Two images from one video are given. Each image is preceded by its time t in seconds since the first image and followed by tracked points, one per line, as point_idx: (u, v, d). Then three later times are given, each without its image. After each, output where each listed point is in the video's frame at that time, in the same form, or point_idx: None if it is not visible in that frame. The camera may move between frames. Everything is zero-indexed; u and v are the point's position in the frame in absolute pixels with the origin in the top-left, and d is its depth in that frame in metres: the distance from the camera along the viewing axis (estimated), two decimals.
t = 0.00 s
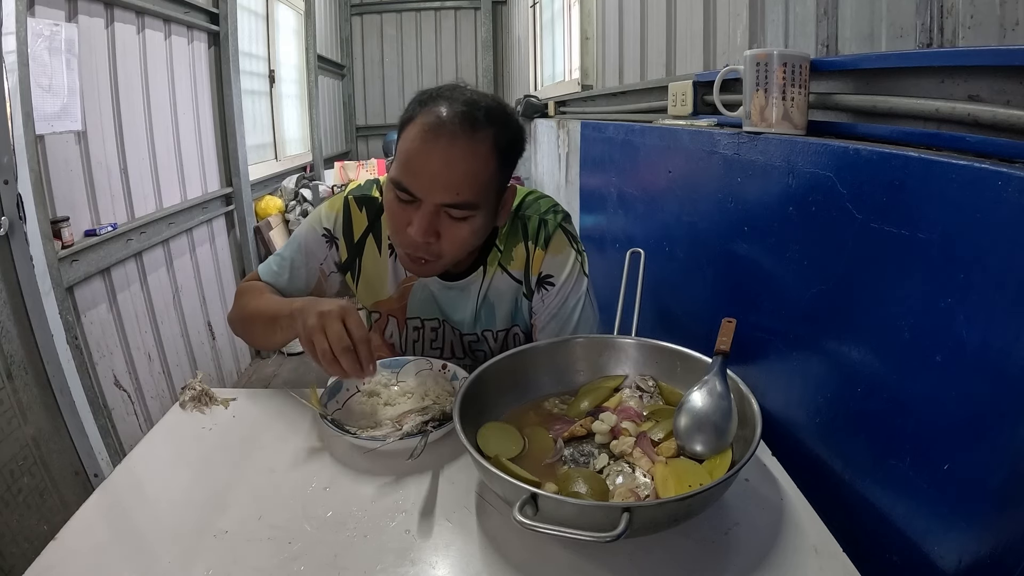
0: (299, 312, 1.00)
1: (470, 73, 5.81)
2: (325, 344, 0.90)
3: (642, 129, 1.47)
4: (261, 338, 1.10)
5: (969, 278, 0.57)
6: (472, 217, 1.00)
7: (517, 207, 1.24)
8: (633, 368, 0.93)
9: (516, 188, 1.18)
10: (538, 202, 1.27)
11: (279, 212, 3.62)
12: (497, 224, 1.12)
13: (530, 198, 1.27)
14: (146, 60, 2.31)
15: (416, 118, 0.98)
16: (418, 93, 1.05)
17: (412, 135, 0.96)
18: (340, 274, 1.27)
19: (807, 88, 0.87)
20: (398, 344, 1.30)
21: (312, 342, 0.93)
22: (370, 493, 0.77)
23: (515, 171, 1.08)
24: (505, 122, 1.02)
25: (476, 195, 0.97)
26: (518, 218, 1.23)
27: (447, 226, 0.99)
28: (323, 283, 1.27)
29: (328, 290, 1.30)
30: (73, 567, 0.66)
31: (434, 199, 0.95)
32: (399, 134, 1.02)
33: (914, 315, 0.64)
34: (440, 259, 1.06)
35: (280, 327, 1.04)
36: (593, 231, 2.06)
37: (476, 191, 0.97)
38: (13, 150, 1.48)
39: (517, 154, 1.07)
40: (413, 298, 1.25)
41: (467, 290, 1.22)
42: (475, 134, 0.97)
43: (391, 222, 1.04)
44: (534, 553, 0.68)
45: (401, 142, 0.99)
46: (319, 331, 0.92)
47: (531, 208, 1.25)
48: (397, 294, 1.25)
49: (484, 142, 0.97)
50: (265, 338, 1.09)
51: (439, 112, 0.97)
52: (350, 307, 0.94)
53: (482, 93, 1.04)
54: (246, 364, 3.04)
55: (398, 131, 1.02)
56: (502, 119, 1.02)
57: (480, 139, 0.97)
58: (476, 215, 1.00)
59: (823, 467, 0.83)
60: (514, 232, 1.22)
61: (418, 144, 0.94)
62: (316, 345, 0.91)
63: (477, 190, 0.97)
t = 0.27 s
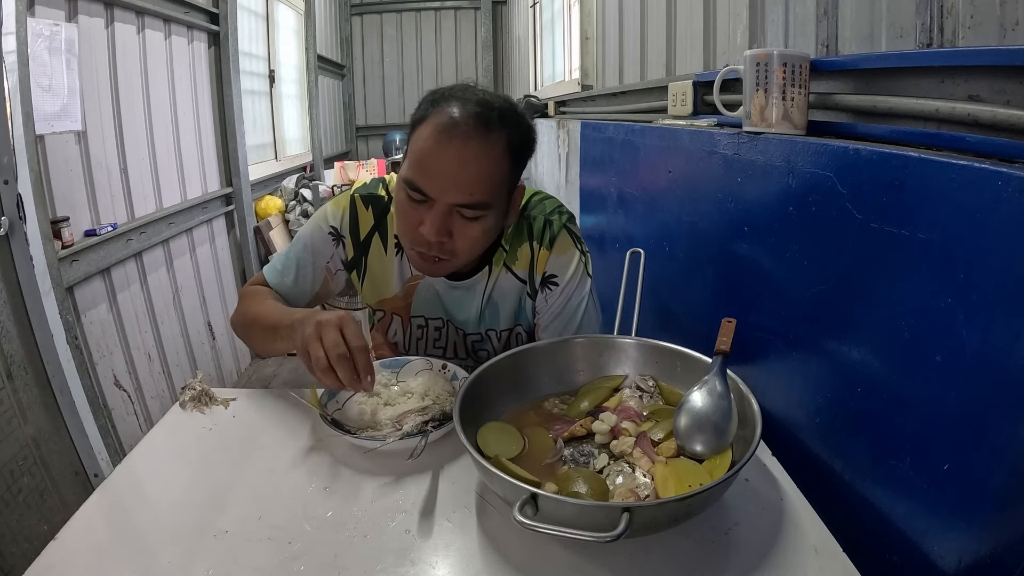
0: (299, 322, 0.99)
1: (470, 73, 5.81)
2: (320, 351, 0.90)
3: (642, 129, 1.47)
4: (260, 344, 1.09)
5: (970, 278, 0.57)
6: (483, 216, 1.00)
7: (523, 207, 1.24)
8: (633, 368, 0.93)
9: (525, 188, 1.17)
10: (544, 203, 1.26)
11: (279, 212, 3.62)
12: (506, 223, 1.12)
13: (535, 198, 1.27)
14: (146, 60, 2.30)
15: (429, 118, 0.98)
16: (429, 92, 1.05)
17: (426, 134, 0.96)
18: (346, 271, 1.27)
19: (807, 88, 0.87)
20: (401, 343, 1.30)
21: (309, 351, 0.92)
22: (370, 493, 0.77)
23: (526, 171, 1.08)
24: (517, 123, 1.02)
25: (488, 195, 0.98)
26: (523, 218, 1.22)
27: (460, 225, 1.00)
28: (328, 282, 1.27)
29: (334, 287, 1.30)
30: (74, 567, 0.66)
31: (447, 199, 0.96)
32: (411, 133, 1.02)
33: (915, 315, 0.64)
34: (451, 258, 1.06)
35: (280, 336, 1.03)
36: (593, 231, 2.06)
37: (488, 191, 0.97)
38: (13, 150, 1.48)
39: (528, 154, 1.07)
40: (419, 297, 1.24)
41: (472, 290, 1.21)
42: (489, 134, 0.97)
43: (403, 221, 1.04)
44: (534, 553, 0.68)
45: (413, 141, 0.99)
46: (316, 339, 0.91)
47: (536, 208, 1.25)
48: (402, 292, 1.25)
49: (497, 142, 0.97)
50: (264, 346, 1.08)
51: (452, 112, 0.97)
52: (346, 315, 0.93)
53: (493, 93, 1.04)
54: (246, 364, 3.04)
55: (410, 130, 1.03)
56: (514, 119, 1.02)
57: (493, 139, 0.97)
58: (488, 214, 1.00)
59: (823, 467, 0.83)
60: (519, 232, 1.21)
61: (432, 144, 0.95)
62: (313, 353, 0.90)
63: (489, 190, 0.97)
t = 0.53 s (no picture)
0: (306, 337, 0.97)
1: (470, 73, 5.81)
2: (327, 372, 0.87)
3: (642, 129, 1.47)
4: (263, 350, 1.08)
5: (970, 278, 0.57)
6: (492, 218, 1.00)
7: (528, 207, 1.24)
8: (633, 368, 0.93)
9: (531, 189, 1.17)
10: (548, 203, 1.27)
11: (279, 212, 3.62)
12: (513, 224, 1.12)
13: (540, 199, 1.27)
14: (146, 60, 2.31)
15: (439, 119, 0.98)
16: (439, 93, 1.06)
17: (437, 135, 0.96)
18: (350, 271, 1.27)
19: (807, 88, 0.87)
20: (404, 344, 1.30)
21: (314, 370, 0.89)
22: (370, 493, 0.77)
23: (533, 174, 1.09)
24: (527, 125, 1.02)
25: (498, 197, 0.98)
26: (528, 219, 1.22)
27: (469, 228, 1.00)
28: (332, 282, 1.27)
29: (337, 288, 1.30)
30: (73, 567, 0.66)
31: (456, 200, 0.95)
32: (421, 134, 1.02)
33: (915, 315, 0.64)
34: (458, 259, 1.06)
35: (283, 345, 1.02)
36: (593, 230, 2.06)
37: (498, 193, 0.97)
38: (13, 150, 1.48)
39: (537, 157, 1.07)
40: (423, 297, 1.24)
41: (477, 289, 1.21)
42: (499, 136, 0.97)
43: (411, 221, 1.04)
44: (534, 553, 0.68)
45: (424, 142, 0.99)
46: (324, 359, 0.89)
47: (541, 209, 1.25)
48: (407, 292, 1.25)
49: (508, 144, 0.97)
50: (267, 352, 1.06)
51: (462, 114, 0.97)
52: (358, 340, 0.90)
53: (503, 95, 1.04)
54: (246, 364, 3.04)
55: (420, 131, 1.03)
56: (524, 121, 1.02)
57: (503, 141, 0.97)
58: (496, 216, 1.00)
59: (823, 467, 0.83)
60: (524, 233, 1.21)
61: (443, 145, 0.95)
62: (318, 372, 0.87)
63: (499, 192, 0.97)
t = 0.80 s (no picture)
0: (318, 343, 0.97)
1: (470, 73, 5.81)
2: (342, 376, 0.86)
3: (642, 129, 1.47)
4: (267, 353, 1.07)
5: (970, 278, 0.57)
6: (495, 219, 1.00)
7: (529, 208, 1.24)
8: (633, 368, 0.93)
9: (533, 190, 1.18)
10: (549, 204, 1.27)
11: (279, 212, 3.62)
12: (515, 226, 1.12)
13: (540, 200, 1.28)
14: (146, 60, 2.31)
15: (442, 120, 0.99)
16: (441, 95, 1.06)
17: (440, 137, 0.96)
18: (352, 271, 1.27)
19: (807, 88, 0.87)
20: (404, 344, 1.30)
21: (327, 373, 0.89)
22: (370, 493, 0.77)
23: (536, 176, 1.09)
24: (529, 126, 1.02)
25: (502, 198, 0.98)
26: (529, 219, 1.23)
27: (473, 230, 1.00)
28: (334, 282, 1.27)
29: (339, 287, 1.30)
30: (73, 567, 0.66)
31: (460, 201, 0.95)
32: (424, 135, 1.02)
33: (914, 315, 0.64)
34: (460, 260, 1.06)
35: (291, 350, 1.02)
36: (593, 231, 2.06)
37: (501, 194, 0.97)
38: (13, 150, 1.48)
39: (540, 158, 1.07)
40: (424, 297, 1.24)
41: (478, 290, 1.21)
42: (503, 137, 0.97)
43: (414, 222, 1.04)
44: (534, 553, 0.68)
45: (427, 143, 0.99)
46: (338, 363, 0.89)
47: (541, 209, 1.25)
48: (408, 292, 1.25)
49: (511, 145, 0.98)
50: (273, 355, 1.06)
51: (465, 115, 0.97)
52: (373, 349, 0.90)
53: (505, 97, 1.05)
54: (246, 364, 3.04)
55: (422, 132, 1.03)
56: (526, 122, 1.02)
57: (506, 142, 0.97)
58: (500, 218, 1.00)
59: (823, 467, 0.83)
60: (524, 234, 1.22)
61: (447, 146, 0.95)
62: (332, 374, 0.87)
63: (503, 193, 0.98)
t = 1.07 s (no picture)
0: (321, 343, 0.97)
1: (470, 73, 5.81)
2: (346, 375, 0.87)
3: (642, 129, 1.47)
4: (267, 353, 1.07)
5: (970, 278, 0.57)
6: (496, 218, 1.00)
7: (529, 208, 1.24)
8: (633, 368, 0.93)
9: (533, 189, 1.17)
10: (549, 204, 1.27)
11: (279, 212, 3.62)
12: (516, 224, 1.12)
13: (540, 200, 1.28)
14: (146, 60, 2.31)
15: (442, 119, 0.99)
16: (441, 93, 1.06)
17: (440, 136, 0.96)
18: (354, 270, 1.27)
19: (807, 88, 0.87)
20: (405, 344, 1.30)
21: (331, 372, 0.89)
22: (370, 493, 0.77)
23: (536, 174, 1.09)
24: (529, 124, 1.02)
25: (502, 196, 0.98)
26: (529, 219, 1.23)
27: (474, 229, 1.00)
28: (334, 280, 1.27)
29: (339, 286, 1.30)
30: (73, 567, 0.66)
31: (460, 200, 0.96)
32: (424, 134, 1.02)
33: (915, 315, 0.64)
34: (462, 259, 1.06)
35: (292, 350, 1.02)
36: (593, 231, 2.06)
37: (502, 192, 0.97)
38: (13, 150, 1.48)
39: (540, 156, 1.07)
40: (425, 296, 1.24)
41: (478, 289, 1.21)
42: (503, 136, 0.97)
43: (415, 222, 1.04)
44: (534, 553, 0.68)
45: (427, 143, 0.99)
46: (343, 363, 0.89)
47: (542, 209, 1.25)
48: (408, 292, 1.25)
49: (512, 144, 0.98)
50: (274, 355, 1.05)
51: (465, 113, 0.97)
52: (379, 351, 0.91)
53: (505, 95, 1.05)
54: (246, 364, 3.04)
55: (423, 131, 1.03)
56: (526, 121, 1.02)
57: (507, 142, 0.97)
58: (501, 216, 1.00)
59: (823, 467, 0.83)
60: (525, 234, 1.22)
61: (447, 145, 0.95)
62: (336, 373, 0.87)
63: (503, 192, 0.98)
